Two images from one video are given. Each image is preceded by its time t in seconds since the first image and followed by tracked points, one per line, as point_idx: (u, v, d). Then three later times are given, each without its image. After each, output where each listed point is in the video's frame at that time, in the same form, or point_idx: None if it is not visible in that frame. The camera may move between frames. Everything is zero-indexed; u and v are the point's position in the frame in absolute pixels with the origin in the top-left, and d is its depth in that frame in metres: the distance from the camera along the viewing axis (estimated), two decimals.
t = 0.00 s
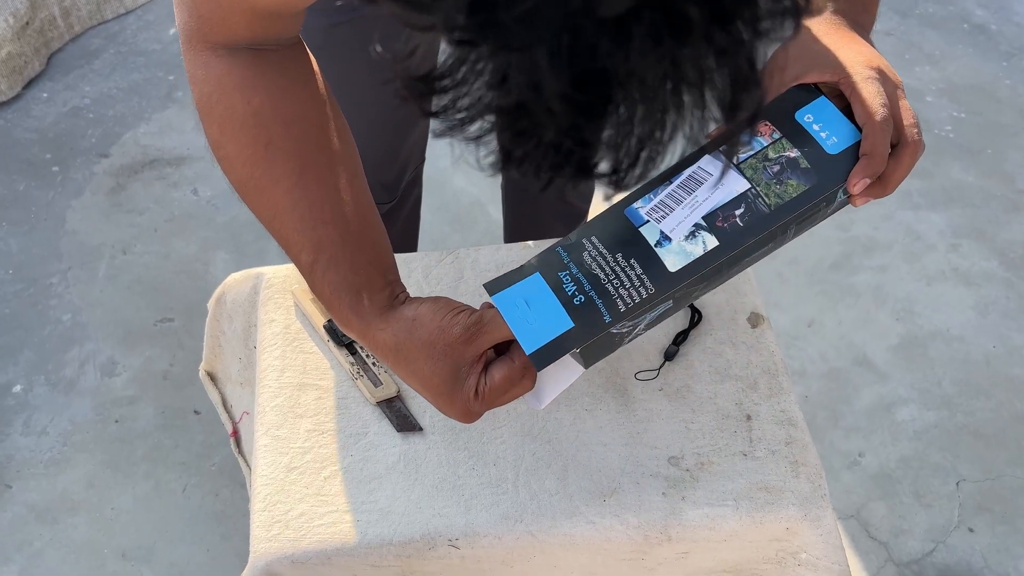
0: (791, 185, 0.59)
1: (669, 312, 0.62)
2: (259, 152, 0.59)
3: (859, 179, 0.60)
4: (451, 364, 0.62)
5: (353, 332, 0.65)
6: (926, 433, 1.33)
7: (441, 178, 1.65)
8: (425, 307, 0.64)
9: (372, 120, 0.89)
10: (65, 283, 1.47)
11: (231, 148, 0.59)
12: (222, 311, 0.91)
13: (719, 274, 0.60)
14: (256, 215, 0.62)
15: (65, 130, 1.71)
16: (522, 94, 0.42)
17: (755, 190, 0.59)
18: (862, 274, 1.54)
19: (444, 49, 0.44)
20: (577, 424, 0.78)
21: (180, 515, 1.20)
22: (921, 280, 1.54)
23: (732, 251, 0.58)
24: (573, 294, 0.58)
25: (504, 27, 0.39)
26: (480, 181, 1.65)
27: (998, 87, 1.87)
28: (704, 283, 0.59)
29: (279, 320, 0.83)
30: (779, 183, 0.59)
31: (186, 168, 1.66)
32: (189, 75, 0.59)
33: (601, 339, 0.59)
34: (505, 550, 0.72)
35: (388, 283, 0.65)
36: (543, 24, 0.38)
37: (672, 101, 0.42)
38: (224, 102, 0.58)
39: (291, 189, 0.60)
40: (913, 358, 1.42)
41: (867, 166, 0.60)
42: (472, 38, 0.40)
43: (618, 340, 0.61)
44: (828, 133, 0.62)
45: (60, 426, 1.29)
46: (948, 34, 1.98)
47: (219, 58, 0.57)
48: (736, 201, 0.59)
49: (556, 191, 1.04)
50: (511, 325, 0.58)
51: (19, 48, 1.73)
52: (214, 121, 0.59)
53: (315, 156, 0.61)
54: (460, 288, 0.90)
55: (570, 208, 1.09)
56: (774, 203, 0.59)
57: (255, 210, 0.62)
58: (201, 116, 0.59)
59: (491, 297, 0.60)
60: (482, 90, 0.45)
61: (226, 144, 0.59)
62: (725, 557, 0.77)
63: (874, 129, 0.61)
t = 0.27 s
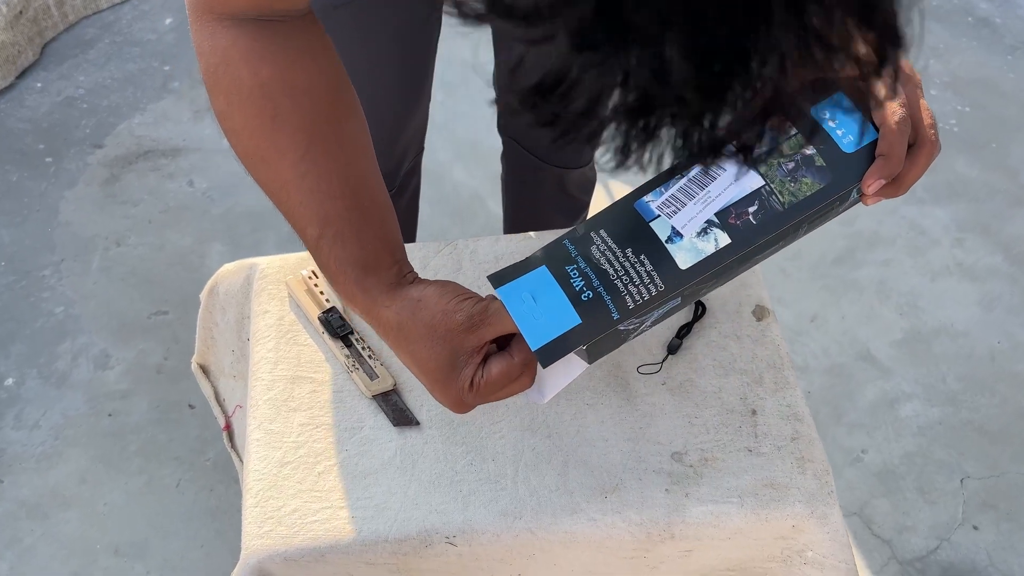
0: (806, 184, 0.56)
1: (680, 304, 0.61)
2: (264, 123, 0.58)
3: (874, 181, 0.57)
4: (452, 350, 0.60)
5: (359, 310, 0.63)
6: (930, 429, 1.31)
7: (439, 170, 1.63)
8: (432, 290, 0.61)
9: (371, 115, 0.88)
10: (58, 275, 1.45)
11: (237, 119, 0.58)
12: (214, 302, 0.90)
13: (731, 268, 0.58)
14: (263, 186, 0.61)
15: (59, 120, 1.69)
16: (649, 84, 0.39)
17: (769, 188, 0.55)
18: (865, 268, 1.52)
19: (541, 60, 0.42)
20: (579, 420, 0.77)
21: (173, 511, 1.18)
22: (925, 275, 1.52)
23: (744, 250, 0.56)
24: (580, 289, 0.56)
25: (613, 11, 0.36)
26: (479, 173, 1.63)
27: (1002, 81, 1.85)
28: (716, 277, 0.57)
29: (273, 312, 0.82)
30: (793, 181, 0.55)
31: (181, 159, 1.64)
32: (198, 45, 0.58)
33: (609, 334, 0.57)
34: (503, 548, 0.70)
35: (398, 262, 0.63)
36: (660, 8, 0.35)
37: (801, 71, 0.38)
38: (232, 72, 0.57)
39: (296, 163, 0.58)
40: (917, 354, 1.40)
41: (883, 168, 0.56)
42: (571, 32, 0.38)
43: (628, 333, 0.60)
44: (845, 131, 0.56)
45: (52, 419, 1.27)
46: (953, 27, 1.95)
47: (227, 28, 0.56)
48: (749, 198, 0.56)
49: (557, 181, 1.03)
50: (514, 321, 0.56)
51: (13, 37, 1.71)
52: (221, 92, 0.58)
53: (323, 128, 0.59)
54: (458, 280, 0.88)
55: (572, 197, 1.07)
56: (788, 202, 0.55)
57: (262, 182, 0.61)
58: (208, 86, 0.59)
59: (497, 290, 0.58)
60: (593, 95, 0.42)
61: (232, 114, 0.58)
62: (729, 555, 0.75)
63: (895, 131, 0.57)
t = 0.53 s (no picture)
0: (803, 182, 0.56)
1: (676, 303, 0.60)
2: (265, 104, 0.56)
3: (871, 180, 0.57)
4: (447, 338, 0.60)
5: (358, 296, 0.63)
6: (930, 427, 1.30)
7: (437, 166, 1.62)
8: (430, 277, 0.61)
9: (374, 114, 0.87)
10: (53, 270, 1.44)
11: (238, 99, 0.56)
12: (209, 296, 0.89)
13: (728, 267, 0.58)
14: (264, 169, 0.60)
15: (55, 114, 1.68)
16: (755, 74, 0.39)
17: (767, 185, 0.56)
18: (866, 266, 1.51)
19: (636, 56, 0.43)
20: (577, 416, 0.76)
21: (168, 507, 1.17)
22: (926, 272, 1.51)
23: (742, 248, 0.56)
24: (578, 287, 0.56)
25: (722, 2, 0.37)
26: (477, 169, 1.62)
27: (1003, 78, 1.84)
28: (714, 274, 0.57)
29: (268, 306, 0.81)
30: (791, 179, 0.56)
31: (177, 154, 1.63)
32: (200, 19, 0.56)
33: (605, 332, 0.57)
34: (501, 545, 0.70)
35: (397, 246, 0.63)
36: None
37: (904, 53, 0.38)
38: (235, 50, 0.55)
39: (298, 146, 0.57)
40: (917, 352, 1.39)
41: (881, 168, 0.56)
42: (675, 28, 0.38)
43: (622, 332, 0.59)
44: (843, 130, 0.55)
45: (47, 415, 1.26)
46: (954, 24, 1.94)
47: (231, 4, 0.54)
48: (748, 196, 0.56)
49: (557, 175, 1.02)
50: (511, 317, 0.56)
51: (9, 31, 1.69)
52: (222, 67, 0.56)
53: (325, 111, 0.57)
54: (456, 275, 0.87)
55: (571, 190, 1.06)
56: (785, 199, 0.56)
57: (262, 164, 0.59)
58: (207, 64, 0.57)
59: (494, 287, 0.58)
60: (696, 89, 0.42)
61: (232, 94, 0.56)
62: (729, 553, 0.74)
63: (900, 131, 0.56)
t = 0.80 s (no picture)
0: (793, 189, 0.55)
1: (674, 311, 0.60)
2: (272, 100, 0.56)
3: (860, 183, 0.55)
4: (443, 341, 0.60)
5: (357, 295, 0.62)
6: (929, 427, 1.30)
7: (437, 164, 1.62)
8: (430, 279, 0.61)
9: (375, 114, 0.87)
10: (51, 267, 1.44)
11: (243, 94, 0.56)
12: (208, 294, 0.88)
13: (724, 274, 0.57)
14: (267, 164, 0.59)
15: (53, 111, 1.67)
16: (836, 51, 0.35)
17: (757, 193, 0.56)
18: (865, 265, 1.51)
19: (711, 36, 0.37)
20: (578, 415, 0.75)
21: (167, 505, 1.17)
22: (925, 272, 1.51)
23: (734, 255, 0.55)
24: (574, 297, 0.56)
25: None
26: (477, 167, 1.61)
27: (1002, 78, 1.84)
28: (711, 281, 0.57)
29: (267, 304, 0.80)
30: (781, 186, 0.55)
31: (176, 152, 1.63)
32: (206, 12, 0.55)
33: (603, 340, 0.56)
34: (500, 544, 0.69)
35: (399, 247, 0.62)
36: None
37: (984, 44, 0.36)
38: (242, 43, 0.55)
39: (301, 142, 0.56)
40: (916, 352, 1.39)
41: (871, 169, 0.55)
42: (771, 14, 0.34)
43: (620, 340, 0.59)
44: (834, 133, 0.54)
45: (45, 413, 1.26)
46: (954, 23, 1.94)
47: None
48: (738, 204, 0.56)
49: (557, 172, 1.02)
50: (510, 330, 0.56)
51: (7, 27, 1.69)
52: (227, 61, 0.55)
53: (331, 108, 0.57)
54: (455, 274, 0.87)
55: (572, 188, 1.06)
56: (775, 206, 0.55)
57: (266, 160, 0.59)
58: (214, 58, 0.56)
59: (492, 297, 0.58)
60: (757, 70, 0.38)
61: (238, 89, 0.56)
62: (728, 553, 0.74)
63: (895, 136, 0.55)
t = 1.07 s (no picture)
0: (795, 198, 0.56)
1: (677, 304, 0.61)
2: (290, 96, 0.57)
3: (858, 197, 0.56)
4: (447, 335, 0.61)
5: (364, 289, 0.63)
6: (927, 429, 1.30)
7: (436, 165, 1.62)
8: (436, 274, 0.62)
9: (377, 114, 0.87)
10: (51, 266, 1.44)
11: (263, 90, 0.57)
12: (208, 294, 0.88)
13: (726, 272, 0.59)
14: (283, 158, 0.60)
15: (53, 111, 1.68)
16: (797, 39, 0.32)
17: (761, 199, 0.56)
18: (863, 267, 1.52)
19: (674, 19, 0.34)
20: (576, 416, 0.76)
21: (166, 505, 1.17)
22: (924, 274, 1.51)
23: (737, 257, 0.56)
24: (582, 291, 0.57)
25: None
26: (476, 168, 1.62)
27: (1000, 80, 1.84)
28: (712, 278, 0.58)
29: (268, 304, 0.81)
30: (782, 194, 0.56)
31: (176, 151, 1.63)
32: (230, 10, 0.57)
33: (606, 336, 0.58)
34: (499, 544, 0.70)
35: (409, 244, 0.62)
36: None
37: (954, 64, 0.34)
38: (261, 41, 0.56)
39: (316, 139, 0.57)
40: (914, 353, 1.40)
41: (868, 184, 0.55)
42: None
43: (623, 334, 0.60)
44: (832, 149, 0.53)
45: (44, 412, 1.26)
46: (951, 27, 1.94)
47: None
48: (742, 209, 0.56)
49: (558, 172, 1.02)
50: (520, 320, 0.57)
51: (8, 27, 1.69)
52: (247, 59, 0.57)
53: (347, 106, 0.58)
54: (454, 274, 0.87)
55: (571, 188, 1.07)
56: (777, 213, 0.56)
57: (281, 156, 0.60)
58: (236, 55, 0.57)
59: (502, 288, 0.59)
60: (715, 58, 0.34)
61: (258, 84, 0.57)
62: (726, 553, 0.74)
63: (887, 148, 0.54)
